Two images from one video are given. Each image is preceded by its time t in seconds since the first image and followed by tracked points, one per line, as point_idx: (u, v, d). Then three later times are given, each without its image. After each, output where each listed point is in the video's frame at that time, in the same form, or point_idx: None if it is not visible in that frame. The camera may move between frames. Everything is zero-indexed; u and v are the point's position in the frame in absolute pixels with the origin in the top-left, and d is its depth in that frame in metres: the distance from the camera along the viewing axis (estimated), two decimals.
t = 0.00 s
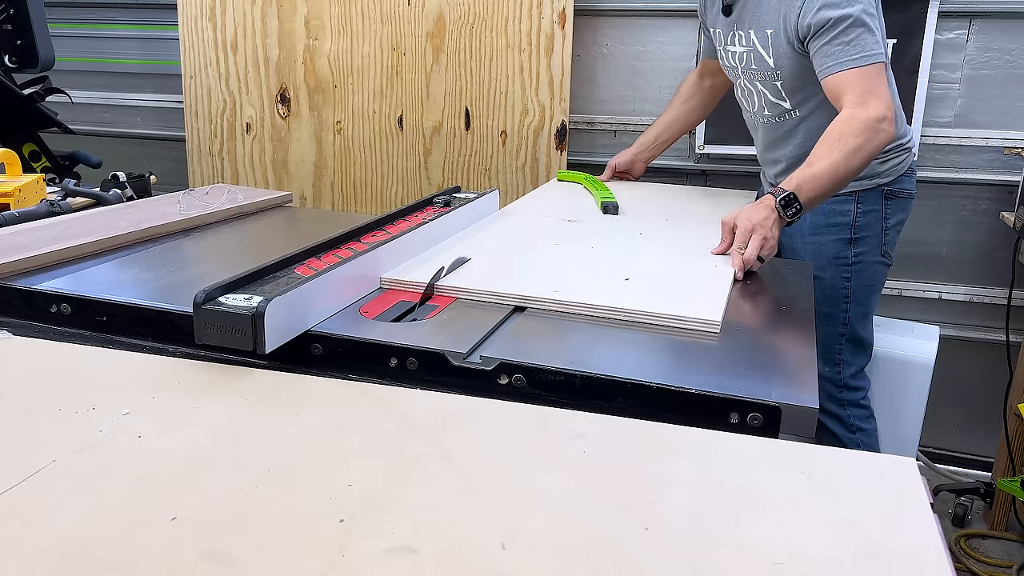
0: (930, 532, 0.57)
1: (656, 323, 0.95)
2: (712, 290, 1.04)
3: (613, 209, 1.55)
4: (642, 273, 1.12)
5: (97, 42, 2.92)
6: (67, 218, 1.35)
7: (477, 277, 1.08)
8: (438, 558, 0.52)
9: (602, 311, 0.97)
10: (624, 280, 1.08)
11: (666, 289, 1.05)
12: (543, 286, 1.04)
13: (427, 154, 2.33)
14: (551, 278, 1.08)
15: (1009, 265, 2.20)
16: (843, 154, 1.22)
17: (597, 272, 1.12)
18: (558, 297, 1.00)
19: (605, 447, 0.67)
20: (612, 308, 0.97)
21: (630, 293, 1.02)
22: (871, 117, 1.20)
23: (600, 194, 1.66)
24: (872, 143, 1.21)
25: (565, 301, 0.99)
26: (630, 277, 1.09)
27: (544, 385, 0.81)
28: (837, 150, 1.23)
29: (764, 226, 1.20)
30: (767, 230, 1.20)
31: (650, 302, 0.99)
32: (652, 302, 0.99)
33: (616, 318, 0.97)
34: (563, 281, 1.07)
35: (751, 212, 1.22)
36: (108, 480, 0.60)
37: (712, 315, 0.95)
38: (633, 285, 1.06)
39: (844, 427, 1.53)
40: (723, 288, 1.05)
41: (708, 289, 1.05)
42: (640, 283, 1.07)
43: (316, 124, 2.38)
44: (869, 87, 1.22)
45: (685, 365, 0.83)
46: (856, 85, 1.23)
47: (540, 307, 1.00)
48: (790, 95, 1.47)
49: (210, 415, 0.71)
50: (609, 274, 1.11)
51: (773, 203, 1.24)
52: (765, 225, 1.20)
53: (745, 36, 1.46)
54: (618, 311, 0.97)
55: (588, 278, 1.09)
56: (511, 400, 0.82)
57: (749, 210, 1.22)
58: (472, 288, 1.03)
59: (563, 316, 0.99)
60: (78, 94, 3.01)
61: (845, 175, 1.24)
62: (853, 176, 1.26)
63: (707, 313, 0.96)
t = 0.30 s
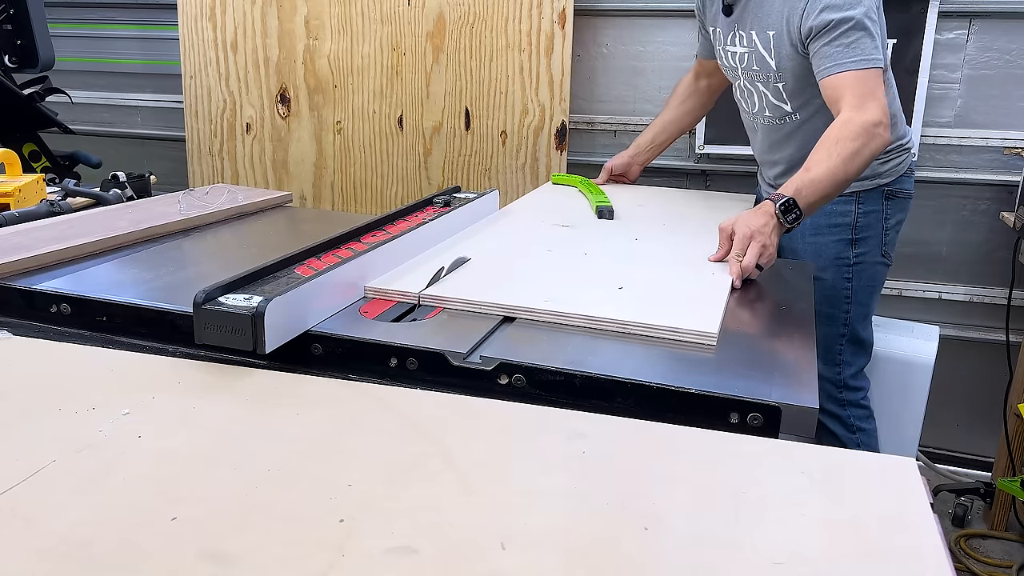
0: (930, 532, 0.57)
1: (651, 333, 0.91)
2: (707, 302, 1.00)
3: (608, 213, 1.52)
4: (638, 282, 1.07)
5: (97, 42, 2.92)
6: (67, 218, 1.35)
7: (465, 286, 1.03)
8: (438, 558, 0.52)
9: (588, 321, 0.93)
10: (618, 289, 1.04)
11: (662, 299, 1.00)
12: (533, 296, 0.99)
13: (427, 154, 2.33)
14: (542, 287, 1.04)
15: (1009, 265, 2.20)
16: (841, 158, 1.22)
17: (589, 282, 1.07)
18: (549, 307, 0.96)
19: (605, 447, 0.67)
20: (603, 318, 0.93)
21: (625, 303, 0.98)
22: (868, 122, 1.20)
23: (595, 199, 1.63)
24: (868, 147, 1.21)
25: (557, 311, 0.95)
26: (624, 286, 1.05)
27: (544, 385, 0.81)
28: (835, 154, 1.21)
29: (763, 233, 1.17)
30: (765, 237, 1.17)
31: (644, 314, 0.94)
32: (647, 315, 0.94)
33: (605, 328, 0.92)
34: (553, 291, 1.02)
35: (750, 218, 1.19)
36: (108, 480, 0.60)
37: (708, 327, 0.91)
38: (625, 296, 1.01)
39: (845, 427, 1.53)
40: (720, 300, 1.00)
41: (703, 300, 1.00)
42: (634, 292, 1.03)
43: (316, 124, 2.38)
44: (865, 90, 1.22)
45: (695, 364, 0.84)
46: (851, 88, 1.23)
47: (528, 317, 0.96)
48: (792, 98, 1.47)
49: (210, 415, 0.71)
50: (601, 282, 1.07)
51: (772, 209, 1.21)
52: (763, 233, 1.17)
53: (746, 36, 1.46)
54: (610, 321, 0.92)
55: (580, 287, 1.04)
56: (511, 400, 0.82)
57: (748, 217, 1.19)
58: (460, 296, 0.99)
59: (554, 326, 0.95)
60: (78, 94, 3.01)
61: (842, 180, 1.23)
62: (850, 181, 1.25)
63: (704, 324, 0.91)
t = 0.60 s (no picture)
0: (930, 532, 0.57)
1: (645, 346, 0.86)
2: (705, 314, 0.95)
3: (603, 219, 1.46)
4: (632, 291, 1.02)
5: (96, 42, 2.92)
6: (67, 218, 1.35)
7: (452, 295, 0.98)
8: (439, 558, 0.52)
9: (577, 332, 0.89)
10: (612, 299, 0.99)
11: (656, 309, 0.95)
12: (523, 306, 0.94)
13: (427, 154, 2.33)
14: (533, 296, 0.99)
15: (1009, 265, 2.20)
16: (837, 161, 1.20)
17: (581, 290, 1.03)
18: (539, 318, 0.91)
19: (605, 447, 0.67)
20: (595, 329, 0.88)
21: (618, 313, 0.94)
22: (865, 124, 1.19)
23: (589, 202, 1.58)
24: (860, 150, 1.20)
25: (547, 322, 0.90)
26: (618, 296, 1.00)
27: (544, 385, 0.81)
28: (831, 157, 1.20)
29: (762, 240, 1.13)
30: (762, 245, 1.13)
31: (638, 326, 0.90)
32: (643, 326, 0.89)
33: (595, 340, 0.88)
34: (545, 300, 0.97)
35: (748, 224, 1.15)
36: (108, 480, 0.60)
37: (703, 339, 0.86)
38: (620, 306, 0.96)
39: (845, 428, 1.53)
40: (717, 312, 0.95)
41: (698, 312, 0.95)
42: (627, 302, 0.98)
43: (316, 124, 2.38)
44: (862, 92, 1.21)
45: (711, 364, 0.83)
46: (850, 88, 1.22)
47: (515, 328, 0.91)
48: (793, 99, 1.47)
49: (210, 415, 0.71)
50: (594, 290, 1.02)
51: (769, 215, 1.18)
52: (761, 240, 1.13)
53: (747, 36, 1.46)
54: (601, 332, 0.88)
55: (572, 297, 0.99)
56: (511, 400, 0.82)
57: (746, 222, 1.15)
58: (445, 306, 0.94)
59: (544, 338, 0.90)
60: (78, 94, 3.01)
61: (838, 183, 1.22)
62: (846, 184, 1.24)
63: (700, 336, 0.87)
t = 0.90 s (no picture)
0: (930, 532, 0.57)
1: (640, 358, 0.82)
2: (704, 324, 0.90)
3: (598, 222, 1.42)
4: (626, 300, 0.98)
5: (97, 42, 2.92)
6: (67, 218, 1.35)
7: (439, 303, 0.94)
8: (439, 558, 0.52)
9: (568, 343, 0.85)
10: (605, 308, 0.95)
11: (652, 318, 0.92)
12: (512, 316, 0.90)
13: (427, 154, 2.33)
14: (524, 304, 0.95)
15: (1009, 265, 2.20)
16: (834, 164, 1.19)
17: (574, 298, 0.99)
18: (528, 328, 0.87)
19: (605, 447, 0.67)
20: (587, 341, 0.84)
21: (612, 322, 0.90)
22: (860, 125, 1.18)
23: (584, 206, 1.54)
24: (855, 151, 1.19)
25: (537, 332, 0.86)
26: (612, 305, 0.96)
27: (544, 385, 0.81)
28: (827, 159, 1.19)
29: (759, 246, 1.10)
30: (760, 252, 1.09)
31: (633, 338, 0.85)
32: (638, 332, 0.87)
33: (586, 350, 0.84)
34: (538, 310, 0.93)
35: (746, 229, 1.12)
36: (108, 480, 0.60)
37: (699, 350, 0.82)
38: (618, 317, 0.92)
39: (845, 429, 1.54)
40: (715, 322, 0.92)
41: (696, 323, 0.91)
42: (622, 311, 0.94)
43: (316, 124, 2.38)
44: (859, 92, 1.21)
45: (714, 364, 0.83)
46: (848, 87, 1.21)
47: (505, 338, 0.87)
48: (795, 99, 1.47)
49: (210, 415, 0.71)
50: (587, 299, 0.98)
51: (769, 219, 1.14)
52: (759, 246, 1.10)
53: (749, 35, 1.45)
54: (593, 344, 0.84)
55: (564, 306, 0.95)
56: (511, 400, 0.82)
57: (744, 228, 1.13)
58: (430, 316, 0.90)
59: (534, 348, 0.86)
60: (78, 94, 3.01)
61: (835, 186, 1.21)
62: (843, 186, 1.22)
63: (695, 347, 0.83)
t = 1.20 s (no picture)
0: (930, 531, 0.57)
1: (634, 370, 0.79)
2: (701, 337, 0.87)
3: (593, 227, 1.40)
4: (621, 309, 0.96)
5: (97, 42, 2.92)
6: (68, 218, 1.35)
7: (425, 313, 0.91)
8: (439, 558, 0.52)
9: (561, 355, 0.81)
10: (598, 318, 0.92)
11: (648, 330, 0.89)
12: (500, 327, 0.87)
13: (427, 154, 2.33)
14: (514, 313, 0.92)
15: (1009, 265, 2.20)
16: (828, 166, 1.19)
17: (567, 307, 0.96)
18: (517, 339, 0.83)
19: (605, 447, 0.67)
20: (580, 352, 0.80)
21: (604, 335, 0.86)
22: (856, 124, 1.18)
23: (579, 210, 1.51)
24: (847, 150, 1.19)
25: (527, 344, 0.82)
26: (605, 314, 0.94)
27: (544, 385, 0.81)
28: (821, 158, 1.19)
29: (757, 252, 1.08)
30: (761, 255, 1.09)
31: (627, 349, 0.82)
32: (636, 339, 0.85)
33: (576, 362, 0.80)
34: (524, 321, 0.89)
35: (743, 235, 1.12)
36: (108, 480, 0.60)
37: (694, 364, 0.78)
38: (614, 329, 0.88)
39: (847, 430, 1.54)
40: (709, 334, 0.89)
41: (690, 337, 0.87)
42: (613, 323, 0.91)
43: (316, 124, 2.38)
44: (856, 90, 1.20)
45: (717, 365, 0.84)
46: (845, 86, 1.21)
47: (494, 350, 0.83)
48: (796, 98, 1.46)
49: (210, 415, 0.71)
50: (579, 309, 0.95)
51: (766, 223, 1.14)
52: (756, 253, 1.09)
53: (750, 35, 1.45)
54: (584, 356, 0.80)
55: (555, 316, 0.92)
56: (511, 400, 0.82)
57: (742, 233, 1.12)
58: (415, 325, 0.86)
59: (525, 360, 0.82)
60: (78, 94, 3.01)
61: (830, 186, 1.20)
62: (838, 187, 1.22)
63: (690, 361, 0.79)
